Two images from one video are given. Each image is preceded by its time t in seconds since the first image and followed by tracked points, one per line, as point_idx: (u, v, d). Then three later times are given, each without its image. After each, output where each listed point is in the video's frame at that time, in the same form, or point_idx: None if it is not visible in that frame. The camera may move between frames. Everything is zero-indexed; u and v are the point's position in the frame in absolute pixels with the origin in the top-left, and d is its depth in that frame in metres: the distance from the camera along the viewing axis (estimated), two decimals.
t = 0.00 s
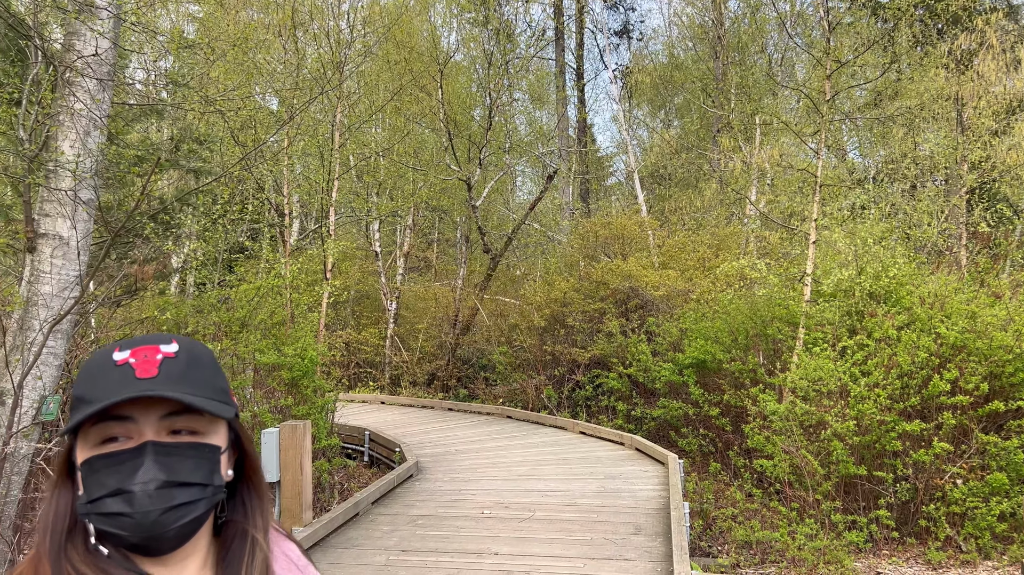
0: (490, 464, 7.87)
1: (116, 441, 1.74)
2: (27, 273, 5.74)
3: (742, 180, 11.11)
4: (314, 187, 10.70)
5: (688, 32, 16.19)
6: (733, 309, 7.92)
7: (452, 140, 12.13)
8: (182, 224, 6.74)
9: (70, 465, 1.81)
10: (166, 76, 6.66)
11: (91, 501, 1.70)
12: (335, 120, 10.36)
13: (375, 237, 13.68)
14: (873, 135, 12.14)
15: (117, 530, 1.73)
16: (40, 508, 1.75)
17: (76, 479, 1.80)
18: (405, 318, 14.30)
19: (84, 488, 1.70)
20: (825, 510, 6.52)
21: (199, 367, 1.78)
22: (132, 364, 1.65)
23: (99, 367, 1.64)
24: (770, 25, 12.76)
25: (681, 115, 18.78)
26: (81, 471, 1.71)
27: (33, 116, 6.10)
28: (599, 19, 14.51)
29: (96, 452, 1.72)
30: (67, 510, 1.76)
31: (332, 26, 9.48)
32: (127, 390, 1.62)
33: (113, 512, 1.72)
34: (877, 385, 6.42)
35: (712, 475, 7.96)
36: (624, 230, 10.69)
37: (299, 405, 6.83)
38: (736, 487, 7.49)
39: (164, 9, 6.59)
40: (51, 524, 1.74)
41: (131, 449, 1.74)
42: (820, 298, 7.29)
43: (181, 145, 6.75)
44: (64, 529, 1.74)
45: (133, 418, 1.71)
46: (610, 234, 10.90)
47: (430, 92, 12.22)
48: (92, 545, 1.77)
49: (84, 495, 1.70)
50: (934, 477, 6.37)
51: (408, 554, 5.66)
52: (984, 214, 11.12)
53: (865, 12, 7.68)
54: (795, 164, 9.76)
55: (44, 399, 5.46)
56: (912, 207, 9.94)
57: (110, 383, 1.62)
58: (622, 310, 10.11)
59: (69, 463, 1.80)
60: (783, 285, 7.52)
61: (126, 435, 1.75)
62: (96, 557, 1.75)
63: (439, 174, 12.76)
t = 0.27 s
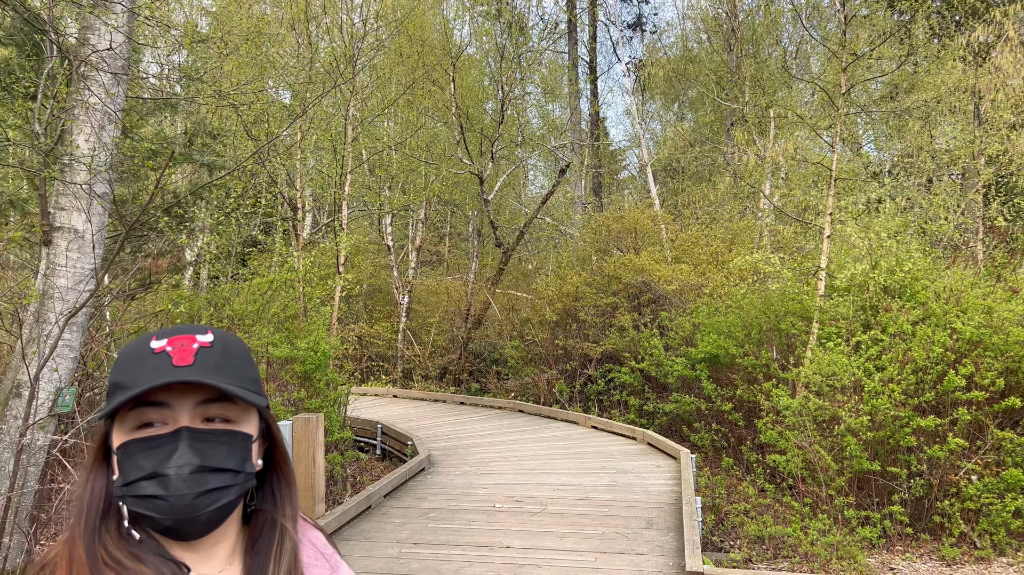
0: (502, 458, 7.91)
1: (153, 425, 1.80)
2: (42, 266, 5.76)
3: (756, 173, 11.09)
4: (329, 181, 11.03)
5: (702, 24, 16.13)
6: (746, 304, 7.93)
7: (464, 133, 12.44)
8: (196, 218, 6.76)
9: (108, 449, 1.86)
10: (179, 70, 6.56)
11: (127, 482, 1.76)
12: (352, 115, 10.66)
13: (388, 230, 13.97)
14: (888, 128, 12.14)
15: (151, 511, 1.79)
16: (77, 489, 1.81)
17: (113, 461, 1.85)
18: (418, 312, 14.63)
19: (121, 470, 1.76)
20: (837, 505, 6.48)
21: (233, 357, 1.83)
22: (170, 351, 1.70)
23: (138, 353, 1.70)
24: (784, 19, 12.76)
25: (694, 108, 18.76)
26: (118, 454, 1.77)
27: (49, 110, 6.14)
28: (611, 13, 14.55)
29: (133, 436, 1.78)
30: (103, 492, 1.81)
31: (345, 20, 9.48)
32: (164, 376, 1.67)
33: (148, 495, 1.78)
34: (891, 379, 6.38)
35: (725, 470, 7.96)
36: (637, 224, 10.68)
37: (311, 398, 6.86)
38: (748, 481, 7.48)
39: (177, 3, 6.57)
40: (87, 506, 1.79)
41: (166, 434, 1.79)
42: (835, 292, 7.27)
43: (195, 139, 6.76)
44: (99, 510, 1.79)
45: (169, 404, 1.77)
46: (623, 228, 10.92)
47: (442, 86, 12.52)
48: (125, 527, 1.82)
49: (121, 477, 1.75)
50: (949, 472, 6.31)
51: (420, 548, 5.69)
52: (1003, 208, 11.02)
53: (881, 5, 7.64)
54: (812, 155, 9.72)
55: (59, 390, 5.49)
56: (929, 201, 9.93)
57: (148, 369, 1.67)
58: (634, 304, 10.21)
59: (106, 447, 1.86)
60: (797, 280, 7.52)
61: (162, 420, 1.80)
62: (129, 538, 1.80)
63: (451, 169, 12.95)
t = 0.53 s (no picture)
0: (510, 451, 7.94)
1: (171, 410, 1.90)
2: (52, 258, 5.79)
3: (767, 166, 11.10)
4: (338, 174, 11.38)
5: (712, 15, 16.06)
6: (756, 297, 7.92)
7: (471, 125, 13.02)
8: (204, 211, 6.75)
9: (128, 435, 1.99)
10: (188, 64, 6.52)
11: (146, 464, 1.84)
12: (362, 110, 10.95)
13: (396, 224, 14.23)
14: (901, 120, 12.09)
15: (168, 493, 1.86)
16: (97, 473, 1.94)
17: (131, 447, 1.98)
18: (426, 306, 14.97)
19: (140, 452, 1.85)
20: (848, 500, 6.47)
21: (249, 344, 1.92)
22: (187, 336, 1.80)
23: (158, 339, 1.80)
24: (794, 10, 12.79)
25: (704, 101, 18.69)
26: (138, 437, 1.87)
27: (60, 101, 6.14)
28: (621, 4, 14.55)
29: (151, 419, 1.88)
30: (120, 477, 1.94)
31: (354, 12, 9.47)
32: (182, 359, 1.77)
33: (165, 476, 1.85)
34: (902, 373, 6.35)
35: (734, 465, 7.97)
36: (647, 218, 10.54)
37: (320, 392, 6.88)
38: (758, 476, 7.47)
39: None
40: (106, 489, 1.92)
41: (184, 417, 1.89)
42: (846, 286, 7.23)
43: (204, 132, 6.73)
44: (116, 494, 1.92)
45: (187, 387, 1.87)
46: (632, 221, 10.73)
47: (451, 78, 13.13)
48: (141, 509, 1.92)
49: (139, 459, 1.84)
50: (961, 467, 6.31)
51: (428, 540, 5.74)
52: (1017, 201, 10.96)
53: None
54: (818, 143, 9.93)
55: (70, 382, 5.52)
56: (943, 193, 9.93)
57: (167, 353, 1.77)
58: (644, 298, 10.28)
59: (125, 433, 1.99)
60: (808, 273, 7.51)
61: (181, 404, 1.90)
62: (145, 520, 1.91)
63: (460, 161, 13.20)
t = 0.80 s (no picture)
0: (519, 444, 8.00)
1: (187, 393, 1.90)
2: (63, 251, 5.83)
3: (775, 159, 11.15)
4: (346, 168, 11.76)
5: (721, 8, 16.02)
6: (765, 290, 7.96)
7: (479, 118, 13.38)
8: (213, 203, 6.77)
9: (143, 419, 1.98)
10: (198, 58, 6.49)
11: (163, 447, 1.84)
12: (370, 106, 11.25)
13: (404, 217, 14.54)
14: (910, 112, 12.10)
15: (185, 475, 1.86)
16: (113, 457, 1.92)
17: (147, 431, 1.97)
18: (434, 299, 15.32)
19: (157, 435, 1.85)
20: (856, 492, 6.48)
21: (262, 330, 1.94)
22: (203, 322, 1.81)
23: (173, 325, 1.81)
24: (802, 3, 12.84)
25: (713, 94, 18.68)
26: (154, 420, 1.86)
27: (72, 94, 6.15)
28: None
29: (167, 403, 1.88)
30: (136, 460, 1.91)
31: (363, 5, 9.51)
32: (198, 344, 1.77)
33: (182, 458, 1.86)
34: (911, 366, 6.35)
35: (743, 457, 8.02)
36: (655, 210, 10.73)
37: (329, 384, 6.90)
38: (766, 469, 7.50)
39: None
40: (123, 472, 1.89)
41: (200, 401, 1.89)
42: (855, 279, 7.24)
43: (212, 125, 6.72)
44: (133, 477, 1.89)
45: (203, 371, 1.88)
46: (640, 214, 10.87)
47: (458, 70, 13.38)
48: (157, 493, 1.91)
49: (156, 442, 1.84)
50: (970, 460, 6.31)
51: (436, 531, 5.79)
52: None
53: None
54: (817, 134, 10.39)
55: (81, 373, 5.55)
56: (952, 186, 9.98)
57: (183, 337, 1.78)
58: (651, 291, 10.51)
59: (141, 417, 1.98)
60: (817, 265, 7.54)
61: (196, 387, 1.91)
62: (161, 503, 1.88)
63: (467, 155, 13.45)
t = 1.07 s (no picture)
0: (527, 434, 8.14)
1: (208, 372, 1.93)
2: (75, 243, 5.86)
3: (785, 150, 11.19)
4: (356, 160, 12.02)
5: None
6: (774, 282, 8.02)
7: (487, 111, 13.55)
8: (223, 196, 6.82)
9: (163, 398, 1.99)
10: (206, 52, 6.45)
11: (185, 425, 1.87)
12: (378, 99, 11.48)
13: (412, 210, 14.76)
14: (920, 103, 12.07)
15: (208, 452, 1.88)
16: (135, 435, 1.92)
17: (167, 410, 1.98)
18: (443, 291, 15.68)
19: (179, 414, 1.87)
20: (865, 483, 6.50)
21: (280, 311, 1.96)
22: (222, 303, 1.83)
23: (193, 306, 1.82)
24: None
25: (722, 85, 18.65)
26: (177, 399, 1.89)
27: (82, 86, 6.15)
28: None
29: (189, 382, 1.91)
30: (158, 438, 1.92)
31: None
32: (218, 325, 1.79)
33: (204, 436, 1.88)
34: (921, 357, 6.35)
35: (751, 449, 8.08)
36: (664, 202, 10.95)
37: (340, 375, 6.96)
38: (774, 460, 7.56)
39: None
40: (145, 450, 1.90)
41: (221, 380, 1.92)
42: (864, 270, 7.25)
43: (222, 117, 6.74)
44: (154, 455, 1.90)
45: (223, 351, 1.91)
46: (648, 206, 11.16)
47: (466, 62, 13.48)
48: (179, 471, 1.92)
49: (179, 420, 1.86)
50: (979, 451, 6.34)
51: (446, 521, 5.92)
52: None
53: None
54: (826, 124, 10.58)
55: (95, 364, 5.64)
56: (961, 176, 10.01)
57: (203, 318, 1.80)
58: (660, 283, 10.62)
59: (161, 396, 1.99)
60: (826, 257, 7.64)
61: (217, 367, 1.93)
62: (183, 481, 1.90)
63: (475, 148, 13.64)
